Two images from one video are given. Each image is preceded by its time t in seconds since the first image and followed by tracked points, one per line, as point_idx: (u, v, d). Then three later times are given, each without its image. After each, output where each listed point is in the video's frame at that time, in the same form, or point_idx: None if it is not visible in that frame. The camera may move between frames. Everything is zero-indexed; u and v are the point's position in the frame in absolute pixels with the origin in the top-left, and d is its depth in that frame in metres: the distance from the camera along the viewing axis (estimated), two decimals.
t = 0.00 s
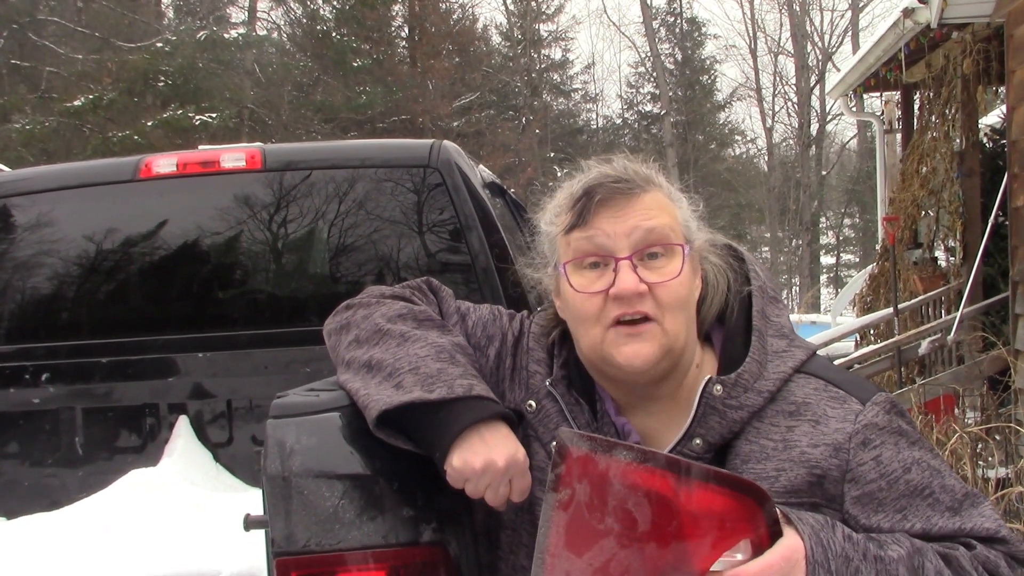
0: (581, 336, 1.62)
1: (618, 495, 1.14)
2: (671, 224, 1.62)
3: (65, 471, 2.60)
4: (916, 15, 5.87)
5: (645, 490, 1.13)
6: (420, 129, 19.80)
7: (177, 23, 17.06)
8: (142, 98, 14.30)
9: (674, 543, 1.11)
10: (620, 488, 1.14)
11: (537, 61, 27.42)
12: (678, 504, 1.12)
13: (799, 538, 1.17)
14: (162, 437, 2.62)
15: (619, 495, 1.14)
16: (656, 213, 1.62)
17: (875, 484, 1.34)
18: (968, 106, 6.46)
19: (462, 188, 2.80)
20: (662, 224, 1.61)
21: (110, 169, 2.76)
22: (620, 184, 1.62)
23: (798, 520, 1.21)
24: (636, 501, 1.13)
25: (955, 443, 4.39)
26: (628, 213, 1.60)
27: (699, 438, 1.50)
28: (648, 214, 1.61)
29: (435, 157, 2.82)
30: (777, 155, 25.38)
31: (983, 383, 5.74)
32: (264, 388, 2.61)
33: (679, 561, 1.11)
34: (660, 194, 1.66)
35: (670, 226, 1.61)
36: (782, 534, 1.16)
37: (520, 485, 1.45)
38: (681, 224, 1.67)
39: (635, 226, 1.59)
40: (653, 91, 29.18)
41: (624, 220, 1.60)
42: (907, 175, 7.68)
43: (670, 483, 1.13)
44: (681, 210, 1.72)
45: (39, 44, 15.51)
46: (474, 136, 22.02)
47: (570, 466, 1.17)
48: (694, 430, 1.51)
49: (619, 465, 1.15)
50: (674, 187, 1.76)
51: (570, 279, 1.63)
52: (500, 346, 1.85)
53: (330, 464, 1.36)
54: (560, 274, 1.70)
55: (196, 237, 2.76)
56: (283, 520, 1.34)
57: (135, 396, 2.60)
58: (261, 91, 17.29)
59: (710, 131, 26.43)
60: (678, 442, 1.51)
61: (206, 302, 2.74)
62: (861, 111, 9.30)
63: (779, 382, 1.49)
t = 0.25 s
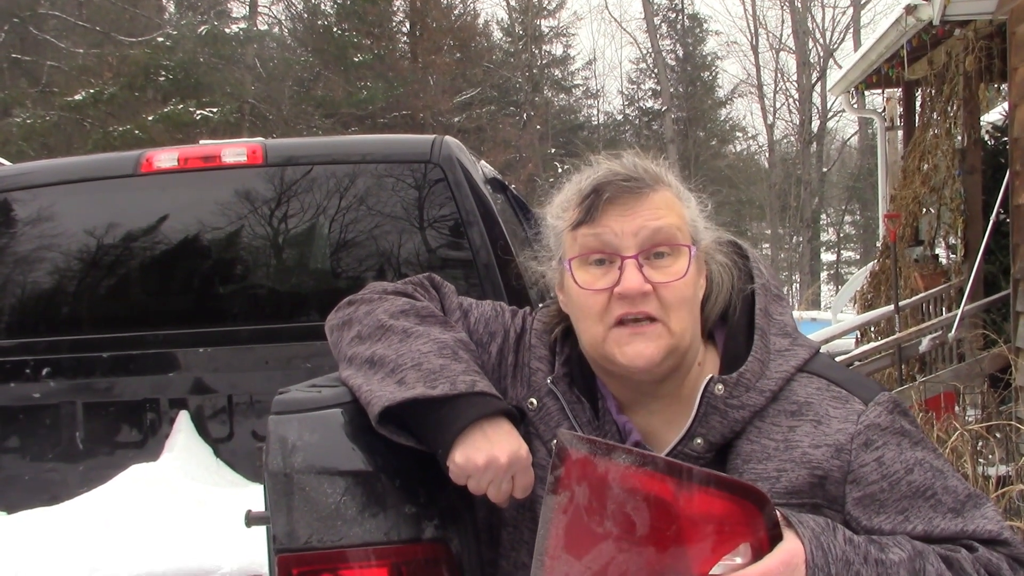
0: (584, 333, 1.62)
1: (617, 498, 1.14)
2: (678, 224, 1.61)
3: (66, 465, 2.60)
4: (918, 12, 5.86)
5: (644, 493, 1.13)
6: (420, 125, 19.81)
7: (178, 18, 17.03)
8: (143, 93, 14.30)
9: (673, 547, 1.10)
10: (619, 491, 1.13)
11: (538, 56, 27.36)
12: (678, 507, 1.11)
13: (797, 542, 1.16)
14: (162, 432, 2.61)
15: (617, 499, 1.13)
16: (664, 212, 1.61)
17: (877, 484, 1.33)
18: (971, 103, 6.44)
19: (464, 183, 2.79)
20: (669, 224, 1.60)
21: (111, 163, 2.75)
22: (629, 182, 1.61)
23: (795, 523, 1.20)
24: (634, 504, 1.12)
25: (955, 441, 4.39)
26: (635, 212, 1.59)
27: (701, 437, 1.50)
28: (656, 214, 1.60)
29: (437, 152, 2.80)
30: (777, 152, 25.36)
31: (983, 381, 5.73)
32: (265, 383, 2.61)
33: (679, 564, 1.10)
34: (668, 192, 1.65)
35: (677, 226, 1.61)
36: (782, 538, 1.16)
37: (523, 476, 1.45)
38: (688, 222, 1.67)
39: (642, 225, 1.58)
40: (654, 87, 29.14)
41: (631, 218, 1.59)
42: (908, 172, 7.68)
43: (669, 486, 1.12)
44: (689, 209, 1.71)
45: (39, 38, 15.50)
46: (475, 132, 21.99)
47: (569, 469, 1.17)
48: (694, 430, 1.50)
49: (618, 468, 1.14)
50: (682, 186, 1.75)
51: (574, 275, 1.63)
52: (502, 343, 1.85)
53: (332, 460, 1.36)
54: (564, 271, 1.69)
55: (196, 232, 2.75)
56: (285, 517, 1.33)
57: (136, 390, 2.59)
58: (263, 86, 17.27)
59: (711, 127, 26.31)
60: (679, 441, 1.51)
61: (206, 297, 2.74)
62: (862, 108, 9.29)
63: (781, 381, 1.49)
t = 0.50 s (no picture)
0: (589, 331, 1.61)
1: (620, 505, 1.09)
2: (684, 223, 1.61)
3: (72, 459, 2.60)
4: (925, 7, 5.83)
5: (646, 498, 1.08)
6: (425, 120, 19.82)
7: (183, 12, 17.02)
8: (148, 87, 14.29)
9: (678, 553, 1.05)
10: (622, 497, 1.09)
11: (544, 51, 27.30)
12: (682, 514, 1.06)
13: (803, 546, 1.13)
14: (169, 426, 2.62)
15: (621, 504, 1.09)
16: (669, 210, 1.60)
17: (883, 484, 1.33)
18: (977, 100, 6.45)
19: (469, 178, 2.79)
20: (675, 223, 1.60)
21: (118, 158, 2.76)
22: (634, 181, 1.60)
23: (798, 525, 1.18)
24: (637, 511, 1.08)
25: (961, 438, 4.39)
26: (640, 211, 1.59)
27: (707, 436, 1.48)
28: (661, 213, 1.59)
29: (443, 148, 2.81)
30: (783, 148, 25.31)
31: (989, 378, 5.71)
32: (271, 378, 2.61)
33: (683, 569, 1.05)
34: (673, 191, 1.65)
35: (683, 224, 1.60)
36: (786, 542, 1.12)
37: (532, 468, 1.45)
38: (694, 220, 1.66)
39: (648, 223, 1.58)
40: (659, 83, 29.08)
41: (637, 217, 1.59)
42: (914, 168, 7.66)
43: (672, 491, 1.07)
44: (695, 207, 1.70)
45: (45, 32, 15.50)
46: (479, 126, 21.98)
47: (571, 475, 1.12)
48: (701, 429, 1.49)
49: (621, 473, 1.09)
50: (687, 184, 1.75)
51: (579, 273, 1.62)
52: (509, 339, 1.85)
53: (340, 455, 1.36)
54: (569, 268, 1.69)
55: (202, 227, 2.76)
56: (293, 513, 1.33)
57: (142, 384, 2.60)
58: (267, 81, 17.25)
59: (716, 123, 26.21)
60: (686, 440, 1.49)
61: (212, 291, 2.74)
62: (868, 104, 9.26)
63: (787, 380, 1.48)
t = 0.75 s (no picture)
0: (595, 329, 1.61)
1: (620, 520, 1.09)
2: (689, 220, 1.61)
3: (77, 455, 2.61)
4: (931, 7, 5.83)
5: (647, 514, 1.08)
6: (430, 118, 19.87)
7: (189, 8, 17.01)
8: (154, 83, 14.28)
9: (680, 563, 1.04)
10: (622, 513, 1.09)
11: (548, 49, 27.27)
12: (683, 527, 1.05)
13: (802, 556, 1.12)
14: (173, 422, 2.62)
15: (620, 520, 1.09)
16: (675, 208, 1.61)
17: (887, 484, 1.33)
18: (983, 100, 6.45)
19: (474, 176, 2.80)
20: (681, 220, 1.60)
21: (123, 155, 2.77)
22: (639, 179, 1.60)
23: (797, 530, 1.17)
24: (638, 526, 1.08)
25: (965, 438, 4.37)
26: (645, 208, 1.59)
27: (714, 434, 1.47)
28: (667, 210, 1.59)
29: (448, 146, 2.81)
30: (787, 147, 25.29)
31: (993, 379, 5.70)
32: (276, 375, 2.62)
33: None
34: (679, 189, 1.65)
35: (688, 221, 1.60)
36: (788, 551, 1.09)
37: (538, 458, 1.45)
38: (700, 218, 1.66)
39: (654, 221, 1.58)
40: (664, 82, 29.04)
41: (642, 214, 1.58)
42: (920, 168, 7.65)
43: (672, 505, 1.06)
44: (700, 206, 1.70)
45: (51, 29, 15.51)
46: (484, 125, 21.98)
47: (572, 492, 1.15)
48: (708, 427, 1.48)
49: (621, 489, 1.10)
50: (693, 182, 1.75)
51: (585, 270, 1.62)
52: (514, 337, 1.85)
53: (345, 450, 1.37)
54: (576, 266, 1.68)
55: (207, 224, 2.76)
56: (297, 509, 1.34)
57: (147, 380, 2.61)
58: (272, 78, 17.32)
59: (721, 122, 26.20)
60: (692, 439, 1.48)
61: (217, 287, 2.74)
62: (874, 104, 9.24)
63: (793, 379, 1.48)
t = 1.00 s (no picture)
0: (594, 329, 1.62)
1: (615, 534, 1.10)
2: (689, 220, 1.61)
3: (77, 452, 2.62)
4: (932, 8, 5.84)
5: (641, 527, 1.09)
6: (430, 117, 19.93)
7: (190, 7, 17.02)
8: (155, 82, 14.30)
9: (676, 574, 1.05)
10: (616, 526, 1.10)
11: (550, 49, 27.28)
12: (676, 539, 1.06)
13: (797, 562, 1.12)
14: (173, 420, 2.63)
15: (616, 533, 1.10)
16: (675, 208, 1.61)
17: (884, 485, 1.33)
18: (983, 101, 6.46)
19: (474, 175, 2.80)
20: (680, 221, 1.60)
21: (125, 153, 2.78)
22: (640, 180, 1.60)
23: (791, 534, 1.17)
24: (632, 539, 1.09)
25: (965, 438, 4.37)
26: (646, 209, 1.59)
27: (711, 435, 1.47)
28: (667, 211, 1.59)
29: (448, 145, 2.81)
30: (788, 148, 25.30)
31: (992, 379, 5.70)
32: (276, 373, 2.62)
33: None
34: (679, 189, 1.65)
35: (688, 222, 1.60)
36: (781, 559, 1.10)
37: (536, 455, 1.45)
38: (700, 219, 1.67)
39: (654, 221, 1.58)
40: (665, 82, 29.05)
41: (642, 215, 1.59)
42: (920, 169, 7.65)
43: (665, 518, 1.08)
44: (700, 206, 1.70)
45: (53, 27, 15.53)
46: (485, 124, 21.99)
47: (565, 507, 1.15)
48: (706, 428, 1.48)
49: (613, 503, 1.11)
50: (694, 181, 1.75)
51: (585, 271, 1.62)
52: (513, 335, 1.85)
53: (344, 449, 1.37)
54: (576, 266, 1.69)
55: (208, 222, 2.76)
56: (297, 507, 1.34)
57: (147, 378, 2.61)
58: (273, 77, 17.34)
59: (722, 122, 26.20)
60: (690, 439, 1.48)
61: (217, 286, 2.75)
62: (874, 104, 9.24)
63: (791, 379, 1.48)
